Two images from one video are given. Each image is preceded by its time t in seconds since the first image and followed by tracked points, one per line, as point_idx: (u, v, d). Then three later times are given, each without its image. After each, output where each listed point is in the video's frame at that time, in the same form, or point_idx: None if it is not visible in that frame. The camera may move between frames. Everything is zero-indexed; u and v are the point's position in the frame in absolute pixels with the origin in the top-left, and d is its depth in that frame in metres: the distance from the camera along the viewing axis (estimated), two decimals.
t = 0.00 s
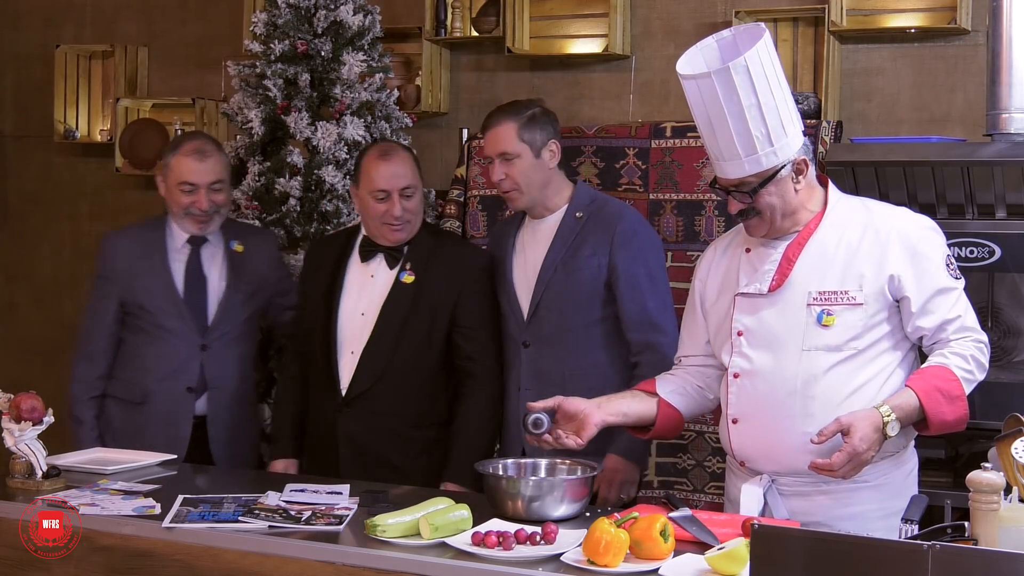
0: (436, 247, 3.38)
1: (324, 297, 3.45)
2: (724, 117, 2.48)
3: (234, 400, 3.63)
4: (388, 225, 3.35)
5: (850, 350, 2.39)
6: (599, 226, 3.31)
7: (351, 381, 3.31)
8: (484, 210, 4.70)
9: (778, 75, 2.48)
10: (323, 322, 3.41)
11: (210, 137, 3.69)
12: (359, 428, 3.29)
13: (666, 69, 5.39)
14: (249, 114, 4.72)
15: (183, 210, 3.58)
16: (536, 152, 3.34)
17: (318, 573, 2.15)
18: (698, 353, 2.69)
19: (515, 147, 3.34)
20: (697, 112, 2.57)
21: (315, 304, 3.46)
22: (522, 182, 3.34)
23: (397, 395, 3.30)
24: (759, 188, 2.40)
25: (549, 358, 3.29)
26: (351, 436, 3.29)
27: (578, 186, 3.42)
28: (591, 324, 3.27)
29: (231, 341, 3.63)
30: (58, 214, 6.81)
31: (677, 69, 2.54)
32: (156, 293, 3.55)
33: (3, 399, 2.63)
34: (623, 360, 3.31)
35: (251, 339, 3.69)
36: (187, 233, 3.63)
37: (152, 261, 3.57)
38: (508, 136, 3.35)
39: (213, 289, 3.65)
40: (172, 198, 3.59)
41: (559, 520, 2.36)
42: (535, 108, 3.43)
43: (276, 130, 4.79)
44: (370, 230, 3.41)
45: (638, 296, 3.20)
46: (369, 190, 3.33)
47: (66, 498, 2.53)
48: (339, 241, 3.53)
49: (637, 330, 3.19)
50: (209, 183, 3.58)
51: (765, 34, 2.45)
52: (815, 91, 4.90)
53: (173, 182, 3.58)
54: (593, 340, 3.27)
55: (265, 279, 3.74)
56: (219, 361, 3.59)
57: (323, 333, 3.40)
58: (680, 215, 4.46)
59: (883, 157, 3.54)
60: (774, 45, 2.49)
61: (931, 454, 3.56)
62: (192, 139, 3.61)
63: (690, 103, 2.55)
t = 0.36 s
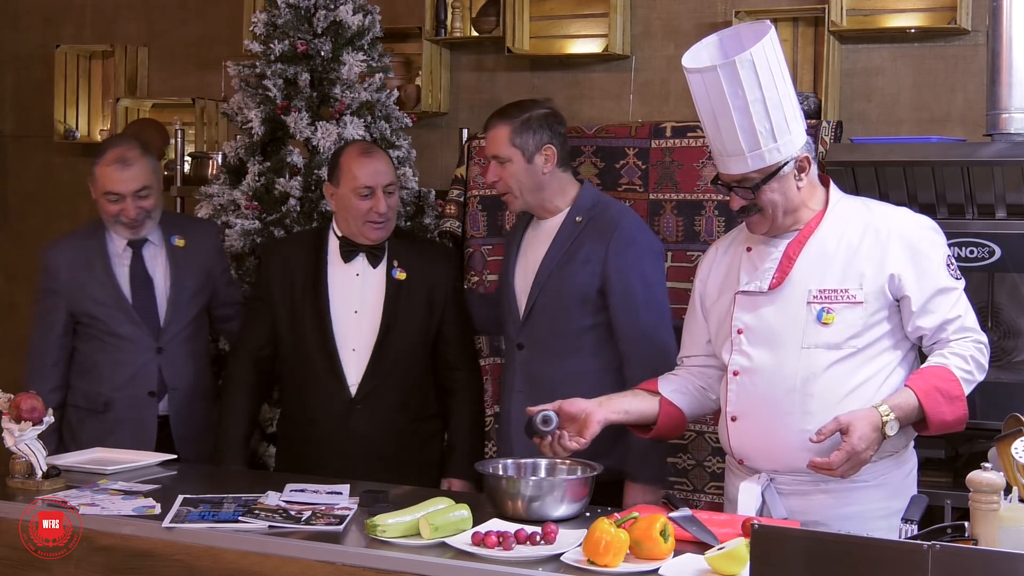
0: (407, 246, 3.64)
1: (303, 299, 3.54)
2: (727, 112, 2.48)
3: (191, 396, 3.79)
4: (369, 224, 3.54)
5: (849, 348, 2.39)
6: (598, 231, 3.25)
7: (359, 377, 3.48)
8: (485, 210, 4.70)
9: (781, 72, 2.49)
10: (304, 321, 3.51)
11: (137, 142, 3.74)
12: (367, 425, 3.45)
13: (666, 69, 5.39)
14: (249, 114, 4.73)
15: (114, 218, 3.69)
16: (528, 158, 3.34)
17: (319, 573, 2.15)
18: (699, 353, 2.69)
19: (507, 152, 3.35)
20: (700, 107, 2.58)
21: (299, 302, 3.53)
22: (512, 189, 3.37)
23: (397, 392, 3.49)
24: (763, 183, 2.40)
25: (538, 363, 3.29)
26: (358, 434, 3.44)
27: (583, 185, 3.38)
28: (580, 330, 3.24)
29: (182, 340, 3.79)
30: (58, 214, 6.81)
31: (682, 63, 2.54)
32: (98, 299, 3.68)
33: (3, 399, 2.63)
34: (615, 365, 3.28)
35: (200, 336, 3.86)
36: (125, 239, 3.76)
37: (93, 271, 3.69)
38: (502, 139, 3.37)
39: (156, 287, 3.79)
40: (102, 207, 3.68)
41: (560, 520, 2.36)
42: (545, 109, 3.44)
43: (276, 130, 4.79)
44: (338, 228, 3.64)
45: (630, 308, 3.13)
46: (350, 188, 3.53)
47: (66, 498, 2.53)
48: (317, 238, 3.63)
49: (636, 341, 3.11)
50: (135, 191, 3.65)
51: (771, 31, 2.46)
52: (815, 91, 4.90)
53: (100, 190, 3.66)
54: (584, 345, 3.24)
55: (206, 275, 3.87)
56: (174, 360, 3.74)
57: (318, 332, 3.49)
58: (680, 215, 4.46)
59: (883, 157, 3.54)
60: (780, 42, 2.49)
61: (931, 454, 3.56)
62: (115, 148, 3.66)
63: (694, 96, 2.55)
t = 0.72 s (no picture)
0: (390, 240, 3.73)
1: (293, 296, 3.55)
2: (728, 111, 2.48)
3: (181, 395, 3.84)
4: (360, 215, 3.60)
5: (850, 348, 2.39)
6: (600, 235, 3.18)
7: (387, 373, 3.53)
8: (485, 210, 4.71)
9: (783, 72, 2.48)
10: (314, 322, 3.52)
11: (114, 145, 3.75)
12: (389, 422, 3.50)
13: (666, 69, 5.39)
14: (249, 114, 4.72)
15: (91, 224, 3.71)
16: (542, 157, 3.29)
17: (318, 573, 2.15)
18: (701, 353, 2.69)
19: (523, 149, 3.31)
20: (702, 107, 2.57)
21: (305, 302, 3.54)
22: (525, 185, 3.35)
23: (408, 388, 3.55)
24: (765, 182, 2.40)
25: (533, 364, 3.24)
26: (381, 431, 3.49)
27: (601, 187, 3.31)
28: (566, 337, 3.17)
29: (166, 340, 3.82)
30: (57, 214, 6.82)
31: (684, 63, 2.55)
32: (81, 302, 3.74)
33: (3, 398, 2.63)
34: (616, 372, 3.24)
35: (184, 334, 3.87)
36: (106, 241, 3.80)
37: (76, 275, 3.76)
38: (518, 137, 3.33)
39: (137, 288, 3.82)
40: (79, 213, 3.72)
41: (560, 520, 2.36)
42: (567, 108, 3.37)
43: (276, 130, 4.79)
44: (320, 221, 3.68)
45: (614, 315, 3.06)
46: (335, 182, 3.59)
47: (66, 498, 2.53)
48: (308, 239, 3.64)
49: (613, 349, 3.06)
50: (108, 198, 3.65)
51: (772, 31, 2.46)
52: (815, 91, 4.91)
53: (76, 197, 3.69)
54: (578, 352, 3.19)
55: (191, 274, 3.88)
56: (157, 363, 3.78)
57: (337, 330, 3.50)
58: (680, 215, 4.47)
59: (883, 157, 3.54)
60: (781, 41, 2.49)
61: (931, 454, 3.56)
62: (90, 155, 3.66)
63: (695, 96, 2.55)
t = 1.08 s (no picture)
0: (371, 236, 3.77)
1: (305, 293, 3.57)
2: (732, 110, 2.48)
3: (180, 395, 3.83)
4: (341, 214, 3.62)
5: (851, 350, 2.39)
6: (609, 232, 3.10)
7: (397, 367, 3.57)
8: (485, 210, 4.70)
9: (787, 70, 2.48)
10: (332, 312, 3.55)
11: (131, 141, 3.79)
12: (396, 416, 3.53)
13: (666, 69, 5.39)
14: (249, 114, 4.73)
15: (115, 219, 3.73)
16: (561, 162, 3.17)
17: (318, 573, 2.15)
18: (702, 352, 2.69)
19: (539, 154, 3.18)
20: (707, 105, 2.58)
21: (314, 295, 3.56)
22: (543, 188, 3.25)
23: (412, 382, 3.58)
24: (767, 182, 2.40)
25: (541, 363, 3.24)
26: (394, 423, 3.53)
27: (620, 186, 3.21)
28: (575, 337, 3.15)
29: (170, 342, 3.83)
30: (57, 214, 6.81)
31: (688, 62, 2.54)
32: (90, 300, 3.76)
33: (4, 399, 2.63)
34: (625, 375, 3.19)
35: (191, 336, 3.89)
36: (124, 238, 3.82)
37: (87, 271, 3.78)
38: (534, 141, 3.19)
39: (146, 288, 3.83)
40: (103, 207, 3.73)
41: (560, 520, 2.36)
42: (582, 108, 3.22)
43: (276, 130, 4.78)
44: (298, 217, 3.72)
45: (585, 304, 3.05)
46: (316, 183, 3.59)
47: (66, 498, 2.53)
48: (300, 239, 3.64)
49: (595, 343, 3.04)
50: (134, 191, 3.69)
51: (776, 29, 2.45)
52: (815, 90, 4.90)
53: (100, 193, 3.70)
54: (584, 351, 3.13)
55: (201, 277, 3.90)
56: (159, 362, 3.78)
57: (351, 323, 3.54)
58: (680, 215, 4.47)
59: (883, 157, 3.55)
60: (786, 40, 2.48)
61: (931, 454, 3.55)
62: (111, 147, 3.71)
63: (701, 96, 2.55)
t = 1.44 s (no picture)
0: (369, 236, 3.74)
1: (283, 304, 3.50)
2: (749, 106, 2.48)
3: (189, 394, 3.83)
4: (345, 212, 3.61)
5: (858, 352, 2.39)
6: (609, 237, 3.11)
7: (384, 374, 3.53)
8: (485, 210, 4.71)
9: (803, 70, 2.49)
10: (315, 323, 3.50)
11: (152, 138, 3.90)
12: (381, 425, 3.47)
13: (666, 69, 5.39)
14: (249, 114, 4.73)
15: (136, 213, 3.78)
16: (561, 156, 3.19)
17: (318, 573, 2.15)
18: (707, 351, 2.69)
19: (542, 146, 3.22)
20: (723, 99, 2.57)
21: (297, 305, 3.51)
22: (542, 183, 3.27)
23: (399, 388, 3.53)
24: (779, 181, 2.40)
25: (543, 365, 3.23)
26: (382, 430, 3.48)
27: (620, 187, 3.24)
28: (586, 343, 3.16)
29: (182, 339, 3.84)
30: (57, 214, 6.81)
31: (705, 55, 2.53)
32: (102, 296, 3.80)
33: (3, 399, 2.63)
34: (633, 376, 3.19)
35: (204, 336, 3.90)
36: (141, 233, 3.87)
37: (100, 267, 3.83)
38: (539, 133, 3.24)
39: (159, 286, 3.87)
40: (124, 201, 3.78)
41: (560, 520, 2.36)
42: (592, 108, 3.25)
43: (276, 130, 4.78)
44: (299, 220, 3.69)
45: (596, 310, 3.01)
46: (318, 180, 3.59)
47: (66, 498, 2.53)
48: (296, 242, 3.61)
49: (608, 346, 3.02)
50: (158, 184, 3.78)
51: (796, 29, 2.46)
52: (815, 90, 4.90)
53: (122, 188, 3.77)
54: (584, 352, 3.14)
55: (214, 277, 3.92)
56: (169, 359, 3.80)
57: (333, 332, 3.48)
58: (680, 215, 4.47)
59: (883, 157, 3.55)
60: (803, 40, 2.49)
61: (931, 454, 3.55)
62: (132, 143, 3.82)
63: (718, 91, 2.54)
